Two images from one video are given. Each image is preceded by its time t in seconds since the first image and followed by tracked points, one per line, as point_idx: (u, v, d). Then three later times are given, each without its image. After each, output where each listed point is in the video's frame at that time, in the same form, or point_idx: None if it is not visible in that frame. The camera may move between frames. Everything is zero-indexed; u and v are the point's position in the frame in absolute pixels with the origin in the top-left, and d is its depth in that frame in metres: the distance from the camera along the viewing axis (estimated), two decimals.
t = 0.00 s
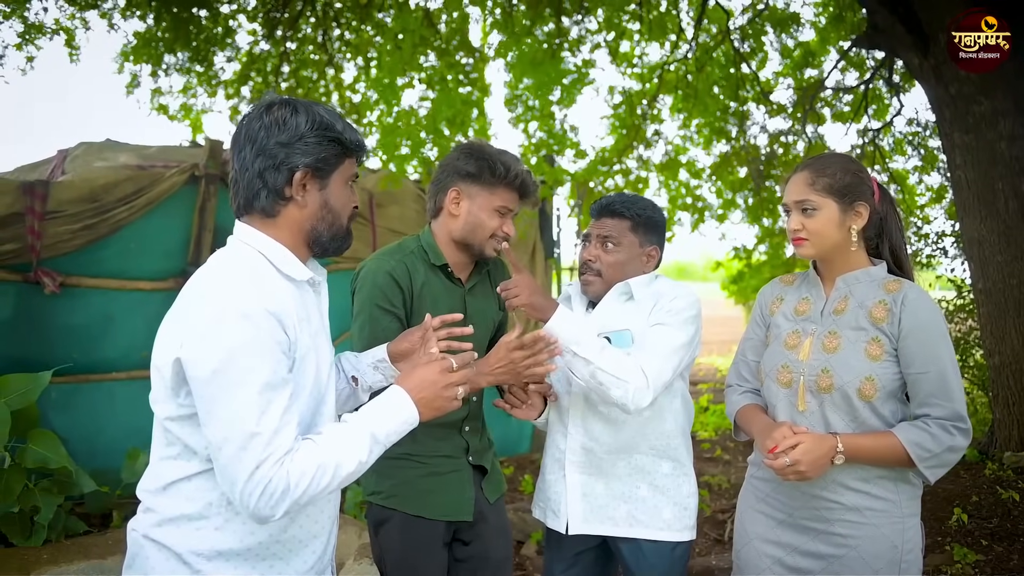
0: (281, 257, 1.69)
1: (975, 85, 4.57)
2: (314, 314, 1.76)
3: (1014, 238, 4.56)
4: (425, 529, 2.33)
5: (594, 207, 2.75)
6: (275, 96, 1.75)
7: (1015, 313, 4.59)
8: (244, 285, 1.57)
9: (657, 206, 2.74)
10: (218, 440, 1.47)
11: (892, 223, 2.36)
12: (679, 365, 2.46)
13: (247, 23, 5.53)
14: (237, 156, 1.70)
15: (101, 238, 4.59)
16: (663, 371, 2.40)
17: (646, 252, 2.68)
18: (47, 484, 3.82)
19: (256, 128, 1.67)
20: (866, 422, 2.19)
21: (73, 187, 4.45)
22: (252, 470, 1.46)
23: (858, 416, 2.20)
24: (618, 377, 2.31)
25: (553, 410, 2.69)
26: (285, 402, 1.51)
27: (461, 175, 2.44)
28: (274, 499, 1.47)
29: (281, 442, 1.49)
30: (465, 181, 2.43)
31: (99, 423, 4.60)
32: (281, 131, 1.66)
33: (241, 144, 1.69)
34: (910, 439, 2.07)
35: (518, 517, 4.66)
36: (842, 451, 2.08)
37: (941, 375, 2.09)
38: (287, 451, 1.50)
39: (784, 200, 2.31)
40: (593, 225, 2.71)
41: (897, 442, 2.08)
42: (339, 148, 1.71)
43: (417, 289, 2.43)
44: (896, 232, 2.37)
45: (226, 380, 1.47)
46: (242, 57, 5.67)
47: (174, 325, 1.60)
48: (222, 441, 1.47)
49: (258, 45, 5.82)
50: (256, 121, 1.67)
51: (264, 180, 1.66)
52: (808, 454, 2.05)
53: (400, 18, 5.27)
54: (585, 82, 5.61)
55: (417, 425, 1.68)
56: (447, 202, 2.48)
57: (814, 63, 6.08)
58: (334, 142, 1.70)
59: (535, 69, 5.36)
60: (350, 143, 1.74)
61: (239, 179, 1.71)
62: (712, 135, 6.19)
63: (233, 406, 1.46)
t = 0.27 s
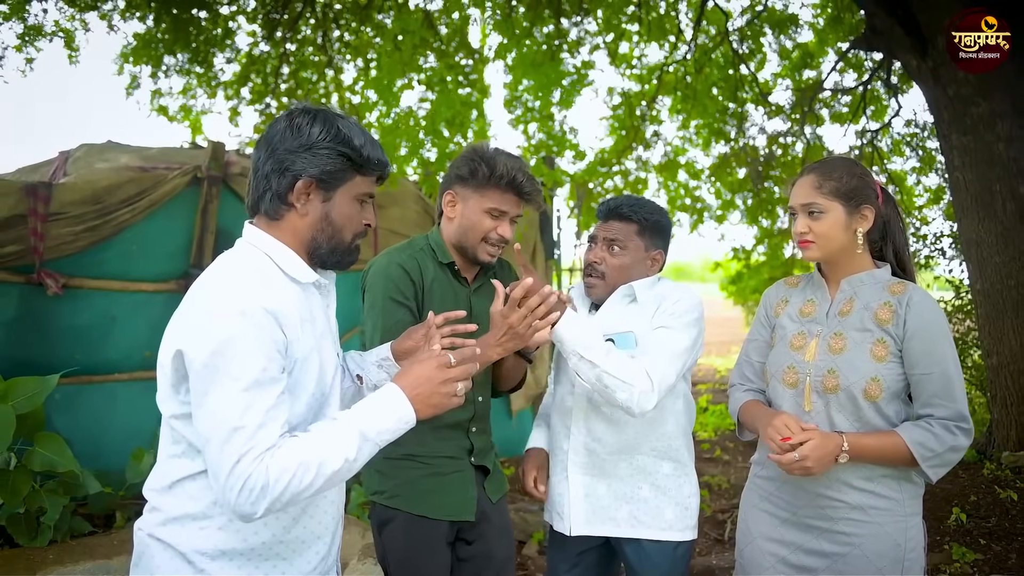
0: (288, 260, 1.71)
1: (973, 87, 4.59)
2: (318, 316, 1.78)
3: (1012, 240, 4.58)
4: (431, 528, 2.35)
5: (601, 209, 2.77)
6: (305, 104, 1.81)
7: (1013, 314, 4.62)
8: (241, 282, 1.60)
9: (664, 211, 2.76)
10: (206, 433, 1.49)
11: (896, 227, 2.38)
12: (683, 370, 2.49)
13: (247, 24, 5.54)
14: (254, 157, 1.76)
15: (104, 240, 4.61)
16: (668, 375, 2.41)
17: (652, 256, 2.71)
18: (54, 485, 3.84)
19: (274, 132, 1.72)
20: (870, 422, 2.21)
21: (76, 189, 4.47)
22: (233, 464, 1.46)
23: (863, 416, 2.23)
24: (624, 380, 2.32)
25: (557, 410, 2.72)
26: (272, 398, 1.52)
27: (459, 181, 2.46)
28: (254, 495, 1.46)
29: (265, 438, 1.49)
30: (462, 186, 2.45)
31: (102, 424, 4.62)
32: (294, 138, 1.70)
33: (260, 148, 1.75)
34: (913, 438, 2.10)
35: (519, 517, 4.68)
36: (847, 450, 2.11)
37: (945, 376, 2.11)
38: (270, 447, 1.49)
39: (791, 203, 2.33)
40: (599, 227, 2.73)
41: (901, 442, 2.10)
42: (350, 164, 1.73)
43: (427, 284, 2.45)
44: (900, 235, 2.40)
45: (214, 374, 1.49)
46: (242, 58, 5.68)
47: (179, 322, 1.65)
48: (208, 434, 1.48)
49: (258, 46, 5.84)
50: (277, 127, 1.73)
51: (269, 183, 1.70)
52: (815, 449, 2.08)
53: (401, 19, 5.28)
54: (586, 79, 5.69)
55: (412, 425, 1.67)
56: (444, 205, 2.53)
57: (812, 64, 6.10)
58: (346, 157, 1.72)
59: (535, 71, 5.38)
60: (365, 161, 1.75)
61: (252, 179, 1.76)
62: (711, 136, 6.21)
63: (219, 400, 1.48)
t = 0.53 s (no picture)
0: (292, 261, 1.72)
1: (969, 89, 4.62)
2: (321, 316, 1.79)
3: (1008, 240, 4.60)
4: (434, 526, 2.37)
5: (606, 211, 2.79)
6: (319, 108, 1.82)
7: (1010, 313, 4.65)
8: (241, 280, 1.62)
9: (669, 211, 2.78)
10: (202, 427, 1.50)
11: (896, 227, 2.40)
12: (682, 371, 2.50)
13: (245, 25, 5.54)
14: (265, 158, 1.78)
15: (105, 240, 4.62)
16: (666, 375, 2.42)
17: (656, 257, 2.73)
18: (59, 484, 3.85)
19: (285, 135, 1.74)
20: (872, 420, 2.23)
21: (78, 190, 4.48)
22: (229, 458, 1.48)
23: (865, 414, 2.24)
24: (621, 374, 2.34)
25: (560, 409, 2.74)
26: (269, 394, 1.52)
27: (469, 197, 2.39)
28: (249, 490, 1.47)
29: (260, 434, 1.50)
30: (472, 203, 2.38)
31: (102, 424, 4.63)
32: (303, 140, 1.72)
33: (270, 150, 1.76)
34: (913, 436, 2.11)
35: (519, 515, 4.69)
36: (846, 448, 2.13)
37: (945, 373, 2.14)
38: (266, 443, 1.50)
39: (792, 205, 2.35)
40: (606, 226, 2.75)
41: (900, 440, 2.12)
42: (355, 169, 1.72)
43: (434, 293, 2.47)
44: (899, 235, 2.41)
45: (210, 370, 1.51)
46: (240, 58, 5.68)
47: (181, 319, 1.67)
48: (205, 428, 1.50)
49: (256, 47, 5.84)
50: (287, 129, 1.75)
51: (276, 183, 1.72)
52: (813, 454, 2.10)
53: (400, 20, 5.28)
54: (583, 82, 5.71)
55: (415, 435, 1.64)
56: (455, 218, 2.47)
57: (809, 65, 6.13)
58: (350, 162, 1.72)
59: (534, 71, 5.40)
60: (372, 167, 1.75)
61: (262, 180, 1.78)
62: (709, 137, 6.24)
63: (215, 394, 1.49)
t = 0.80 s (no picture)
0: (295, 259, 1.73)
1: (966, 89, 4.64)
2: (327, 315, 1.80)
3: (1004, 240, 4.63)
4: (436, 523, 2.38)
5: (612, 206, 2.81)
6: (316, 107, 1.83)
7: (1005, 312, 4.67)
8: (257, 285, 1.63)
9: (672, 212, 2.80)
10: (226, 431, 1.51)
11: (890, 227, 2.42)
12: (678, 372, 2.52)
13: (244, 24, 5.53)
14: (264, 160, 1.78)
15: (106, 240, 4.62)
16: (661, 379, 2.44)
17: (658, 256, 2.74)
18: (60, 483, 3.86)
19: (283, 135, 1.75)
20: (868, 417, 2.25)
21: (79, 189, 4.49)
22: (258, 462, 1.49)
23: (862, 411, 2.26)
24: (616, 379, 2.37)
25: (557, 404, 2.75)
26: (292, 397, 1.55)
27: (485, 224, 2.36)
28: (279, 492, 1.50)
29: (287, 437, 1.52)
30: (488, 232, 2.36)
31: (102, 422, 4.64)
32: (302, 140, 1.72)
33: (269, 149, 1.77)
34: (907, 433, 2.14)
35: (518, 514, 4.71)
36: (841, 442, 2.17)
37: (939, 371, 2.16)
38: (293, 447, 1.53)
39: (787, 207, 2.37)
40: (608, 225, 2.77)
41: (893, 436, 2.15)
42: (355, 166, 1.74)
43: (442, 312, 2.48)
44: (893, 234, 2.44)
45: (234, 376, 1.52)
46: (238, 58, 5.68)
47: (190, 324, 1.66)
48: (230, 432, 1.51)
49: (254, 47, 5.84)
50: (285, 129, 1.75)
51: (277, 184, 1.73)
52: (809, 449, 2.14)
53: (398, 20, 5.29)
54: (581, 82, 5.72)
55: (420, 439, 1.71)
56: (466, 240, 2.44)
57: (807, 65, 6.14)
58: (351, 159, 1.73)
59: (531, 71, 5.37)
60: (371, 163, 1.76)
61: (262, 181, 1.79)
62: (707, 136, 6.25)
63: (239, 400, 1.51)
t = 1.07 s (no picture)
0: (290, 260, 1.75)
1: (954, 90, 4.69)
2: (322, 313, 1.83)
3: (992, 240, 4.68)
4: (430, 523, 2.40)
5: (605, 207, 2.84)
6: (288, 106, 1.83)
7: (993, 310, 4.73)
8: (258, 287, 1.65)
9: (662, 211, 2.84)
10: (231, 433, 1.53)
11: (874, 226, 2.46)
12: (673, 376, 2.57)
13: (235, 23, 5.53)
14: (247, 166, 1.79)
15: (97, 240, 4.63)
16: (655, 385, 2.48)
17: (649, 257, 2.78)
18: (53, 484, 3.86)
19: (264, 139, 1.75)
20: (853, 415, 2.29)
21: (71, 189, 4.49)
22: (264, 463, 1.52)
23: (848, 409, 2.30)
24: (612, 388, 2.40)
25: (547, 401, 2.78)
26: (294, 398, 1.58)
27: (485, 236, 2.41)
28: (282, 490, 1.54)
29: (290, 438, 1.56)
30: (486, 243, 2.41)
31: (94, 423, 4.64)
32: (286, 143, 1.73)
33: (251, 152, 1.78)
34: (892, 431, 2.17)
35: (511, 513, 4.74)
36: (827, 441, 2.21)
37: (923, 370, 2.19)
38: (296, 446, 1.57)
39: (773, 210, 2.40)
40: (601, 224, 2.80)
41: (879, 434, 2.18)
42: (342, 161, 1.77)
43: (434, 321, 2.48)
44: (877, 233, 2.47)
45: (238, 379, 1.54)
46: (229, 57, 5.68)
47: (187, 326, 1.66)
48: (234, 434, 1.53)
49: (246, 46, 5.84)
50: (265, 130, 1.76)
51: (267, 190, 1.74)
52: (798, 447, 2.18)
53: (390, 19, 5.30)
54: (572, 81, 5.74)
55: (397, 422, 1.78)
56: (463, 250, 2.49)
57: (797, 65, 6.18)
58: (338, 155, 1.76)
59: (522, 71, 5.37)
60: (356, 156, 1.80)
61: (248, 188, 1.80)
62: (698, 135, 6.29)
63: (244, 402, 1.53)
